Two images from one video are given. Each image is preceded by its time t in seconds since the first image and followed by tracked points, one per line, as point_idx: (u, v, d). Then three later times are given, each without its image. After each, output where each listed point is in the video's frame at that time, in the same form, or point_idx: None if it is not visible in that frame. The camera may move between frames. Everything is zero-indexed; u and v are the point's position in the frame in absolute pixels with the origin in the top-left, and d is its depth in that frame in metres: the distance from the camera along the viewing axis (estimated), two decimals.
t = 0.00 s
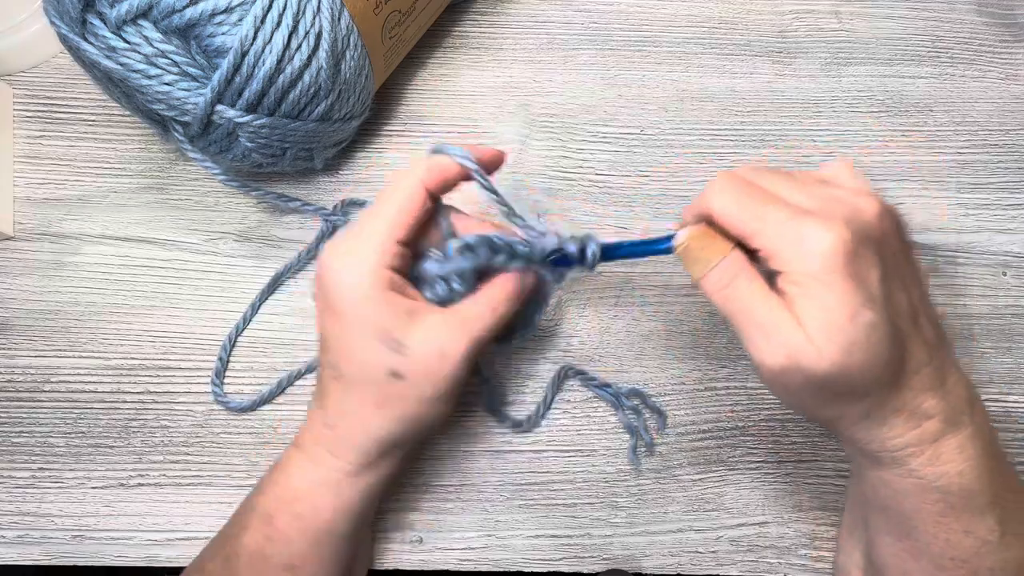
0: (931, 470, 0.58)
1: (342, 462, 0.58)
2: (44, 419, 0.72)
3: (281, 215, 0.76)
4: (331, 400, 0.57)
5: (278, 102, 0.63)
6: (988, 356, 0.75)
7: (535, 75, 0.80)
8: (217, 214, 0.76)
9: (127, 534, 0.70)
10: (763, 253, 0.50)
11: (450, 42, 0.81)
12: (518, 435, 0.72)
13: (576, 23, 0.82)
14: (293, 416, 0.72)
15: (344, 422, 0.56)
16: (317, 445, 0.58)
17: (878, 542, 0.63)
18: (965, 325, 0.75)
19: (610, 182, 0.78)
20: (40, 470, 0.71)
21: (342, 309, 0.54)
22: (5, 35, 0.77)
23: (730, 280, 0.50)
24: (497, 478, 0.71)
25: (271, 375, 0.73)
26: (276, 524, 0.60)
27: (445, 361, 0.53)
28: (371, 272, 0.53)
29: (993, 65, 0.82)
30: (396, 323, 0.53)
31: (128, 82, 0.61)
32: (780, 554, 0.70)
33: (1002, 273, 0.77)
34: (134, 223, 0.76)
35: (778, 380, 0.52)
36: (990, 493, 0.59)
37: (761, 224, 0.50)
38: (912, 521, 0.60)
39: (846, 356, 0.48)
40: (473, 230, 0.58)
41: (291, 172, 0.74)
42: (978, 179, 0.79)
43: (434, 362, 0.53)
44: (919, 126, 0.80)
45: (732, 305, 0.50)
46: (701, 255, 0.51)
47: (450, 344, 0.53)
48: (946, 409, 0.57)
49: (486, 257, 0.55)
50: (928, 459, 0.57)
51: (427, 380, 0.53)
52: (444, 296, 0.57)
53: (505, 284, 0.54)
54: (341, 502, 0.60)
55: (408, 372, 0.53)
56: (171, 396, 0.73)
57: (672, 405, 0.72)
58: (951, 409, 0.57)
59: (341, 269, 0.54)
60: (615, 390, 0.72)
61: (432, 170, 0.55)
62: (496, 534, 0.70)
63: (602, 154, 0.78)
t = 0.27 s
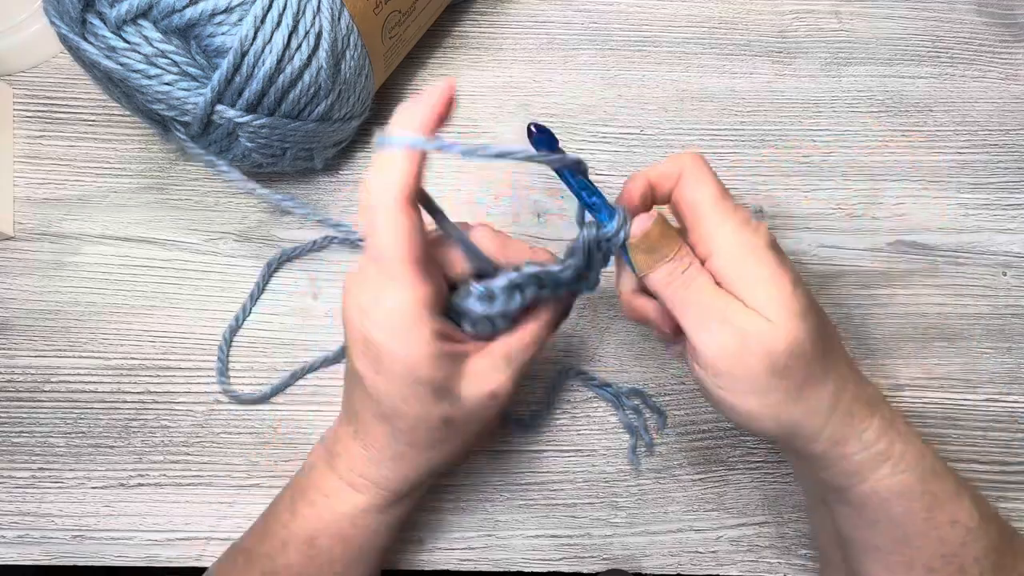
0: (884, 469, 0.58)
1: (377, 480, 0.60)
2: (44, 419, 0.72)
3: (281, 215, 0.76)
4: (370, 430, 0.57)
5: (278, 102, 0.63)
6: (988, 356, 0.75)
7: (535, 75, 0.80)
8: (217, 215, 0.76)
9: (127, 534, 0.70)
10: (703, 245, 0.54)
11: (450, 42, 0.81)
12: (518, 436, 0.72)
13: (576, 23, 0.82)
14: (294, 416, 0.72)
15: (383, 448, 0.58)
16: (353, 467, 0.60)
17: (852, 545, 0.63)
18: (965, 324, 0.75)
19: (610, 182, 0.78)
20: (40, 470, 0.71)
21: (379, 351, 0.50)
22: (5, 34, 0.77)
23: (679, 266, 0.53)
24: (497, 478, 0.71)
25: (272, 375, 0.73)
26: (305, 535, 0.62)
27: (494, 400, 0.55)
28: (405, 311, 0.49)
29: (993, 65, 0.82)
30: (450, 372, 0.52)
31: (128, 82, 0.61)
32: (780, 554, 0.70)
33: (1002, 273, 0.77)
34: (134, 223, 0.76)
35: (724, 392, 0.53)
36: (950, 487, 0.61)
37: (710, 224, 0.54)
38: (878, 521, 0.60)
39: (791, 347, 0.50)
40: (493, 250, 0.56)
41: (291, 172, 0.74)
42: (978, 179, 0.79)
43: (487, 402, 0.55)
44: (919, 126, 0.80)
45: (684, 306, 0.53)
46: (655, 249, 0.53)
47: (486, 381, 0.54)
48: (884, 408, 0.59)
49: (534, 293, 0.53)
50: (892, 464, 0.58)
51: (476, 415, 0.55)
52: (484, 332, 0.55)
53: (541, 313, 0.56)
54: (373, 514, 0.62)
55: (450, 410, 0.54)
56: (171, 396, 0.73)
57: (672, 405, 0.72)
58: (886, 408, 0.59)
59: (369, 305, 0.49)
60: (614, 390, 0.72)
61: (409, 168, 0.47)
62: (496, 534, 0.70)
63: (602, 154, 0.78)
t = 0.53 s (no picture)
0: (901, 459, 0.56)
1: (294, 446, 0.57)
2: (44, 419, 0.72)
3: (281, 215, 0.76)
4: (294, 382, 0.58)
5: (278, 102, 0.63)
6: (988, 356, 0.75)
7: (535, 75, 0.80)
8: (218, 215, 0.76)
9: (127, 534, 0.70)
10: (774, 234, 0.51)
11: (450, 42, 0.81)
12: (518, 436, 0.72)
13: (576, 23, 0.82)
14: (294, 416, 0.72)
15: (298, 401, 0.57)
16: (275, 429, 0.59)
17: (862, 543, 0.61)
18: (965, 324, 0.75)
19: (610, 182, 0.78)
20: (40, 470, 0.71)
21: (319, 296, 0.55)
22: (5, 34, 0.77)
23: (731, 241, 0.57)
24: (497, 478, 0.71)
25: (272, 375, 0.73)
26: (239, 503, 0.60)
27: (400, 355, 0.52)
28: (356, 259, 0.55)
29: (993, 65, 0.82)
30: (357, 306, 0.54)
31: (128, 82, 0.61)
32: (780, 554, 0.70)
33: (1002, 274, 0.77)
34: (134, 223, 0.76)
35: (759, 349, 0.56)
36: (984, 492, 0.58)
37: (778, 208, 0.51)
38: (889, 517, 0.58)
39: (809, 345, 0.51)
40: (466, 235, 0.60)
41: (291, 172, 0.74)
42: (978, 180, 0.79)
43: (388, 357, 0.52)
44: (919, 126, 0.80)
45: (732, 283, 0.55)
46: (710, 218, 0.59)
47: (408, 344, 0.52)
48: (930, 405, 0.55)
49: (471, 266, 0.54)
50: (908, 454, 0.56)
51: (381, 370, 0.53)
52: (418, 299, 0.56)
53: (487, 303, 0.53)
54: (298, 495, 0.59)
55: (354, 358, 0.53)
56: (170, 396, 0.73)
57: (672, 405, 0.72)
58: (933, 410, 0.56)
59: (327, 258, 0.56)
60: (615, 390, 0.72)
61: (415, 146, 0.58)
62: (496, 534, 0.70)
63: (602, 154, 0.78)
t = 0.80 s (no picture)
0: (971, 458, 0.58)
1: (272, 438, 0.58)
2: (44, 419, 0.72)
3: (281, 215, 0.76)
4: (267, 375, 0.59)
5: (278, 102, 0.63)
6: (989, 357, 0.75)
7: (535, 75, 0.80)
8: (217, 215, 0.76)
9: (127, 534, 0.70)
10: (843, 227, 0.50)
11: (450, 42, 0.81)
12: (518, 436, 0.72)
13: (576, 23, 0.82)
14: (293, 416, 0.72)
15: (272, 393, 0.58)
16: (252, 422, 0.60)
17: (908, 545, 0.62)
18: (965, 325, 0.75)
19: (610, 182, 0.78)
20: (40, 470, 0.71)
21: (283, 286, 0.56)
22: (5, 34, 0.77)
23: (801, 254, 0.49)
24: (497, 478, 0.71)
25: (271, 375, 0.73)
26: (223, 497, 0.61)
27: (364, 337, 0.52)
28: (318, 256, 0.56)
29: (993, 65, 0.82)
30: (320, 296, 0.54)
31: (128, 82, 0.61)
32: (780, 554, 0.70)
33: (1002, 274, 0.76)
34: (134, 223, 0.76)
35: (835, 366, 0.52)
36: None
37: (829, 197, 0.51)
38: (948, 517, 0.59)
39: (917, 338, 0.49)
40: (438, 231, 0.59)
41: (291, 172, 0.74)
42: (979, 180, 0.79)
43: (348, 340, 0.53)
44: (919, 126, 0.80)
45: (797, 289, 0.50)
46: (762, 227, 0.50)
47: (370, 326, 0.52)
48: (998, 390, 0.58)
49: (431, 243, 0.54)
50: (977, 453, 0.58)
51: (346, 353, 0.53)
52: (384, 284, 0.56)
53: (449, 280, 0.52)
54: (282, 485, 0.60)
55: (313, 343, 0.54)
56: (170, 396, 0.73)
57: (671, 405, 0.72)
58: (999, 394, 0.58)
59: (292, 250, 0.57)
60: (603, 395, 0.72)
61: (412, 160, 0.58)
62: (496, 534, 0.70)
63: (602, 154, 0.78)
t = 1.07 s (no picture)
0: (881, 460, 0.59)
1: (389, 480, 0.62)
2: (43, 419, 0.72)
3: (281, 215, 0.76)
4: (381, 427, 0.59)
5: (278, 103, 0.63)
6: (988, 357, 0.75)
7: (535, 75, 0.81)
8: (217, 215, 0.76)
9: (127, 534, 0.70)
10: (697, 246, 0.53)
11: (451, 42, 0.81)
12: (517, 437, 0.72)
13: (577, 23, 0.82)
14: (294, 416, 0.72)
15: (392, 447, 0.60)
16: (361, 465, 0.62)
17: (867, 550, 0.63)
18: (964, 325, 0.75)
19: (610, 182, 0.78)
20: (40, 470, 0.71)
21: (390, 340, 0.53)
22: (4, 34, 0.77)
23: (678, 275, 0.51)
24: (497, 478, 0.71)
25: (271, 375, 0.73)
26: (312, 527, 0.64)
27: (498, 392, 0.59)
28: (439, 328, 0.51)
29: (993, 65, 0.82)
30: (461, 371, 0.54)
31: (128, 82, 0.61)
32: (780, 554, 0.70)
33: (1001, 274, 0.77)
34: (134, 223, 0.76)
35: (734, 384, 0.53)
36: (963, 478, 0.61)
37: (699, 218, 0.52)
38: (900, 516, 0.61)
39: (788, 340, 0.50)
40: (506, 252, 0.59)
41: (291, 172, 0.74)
42: (978, 180, 0.79)
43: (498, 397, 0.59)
44: (919, 126, 0.80)
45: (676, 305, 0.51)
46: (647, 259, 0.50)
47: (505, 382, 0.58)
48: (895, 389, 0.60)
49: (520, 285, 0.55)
50: (897, 453, 0.59)
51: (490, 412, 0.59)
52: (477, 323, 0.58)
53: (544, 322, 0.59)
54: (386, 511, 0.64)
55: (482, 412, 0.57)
56: (170, 396, 0.73)
57: (672, 405, 0.72)
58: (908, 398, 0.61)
59: (404, 301, 0.52)
60: (603, 394, 0.72)
61: (498, 217, 0.50)
62: (496, 534, 0.70)
63: (602, 155, 0.78)
